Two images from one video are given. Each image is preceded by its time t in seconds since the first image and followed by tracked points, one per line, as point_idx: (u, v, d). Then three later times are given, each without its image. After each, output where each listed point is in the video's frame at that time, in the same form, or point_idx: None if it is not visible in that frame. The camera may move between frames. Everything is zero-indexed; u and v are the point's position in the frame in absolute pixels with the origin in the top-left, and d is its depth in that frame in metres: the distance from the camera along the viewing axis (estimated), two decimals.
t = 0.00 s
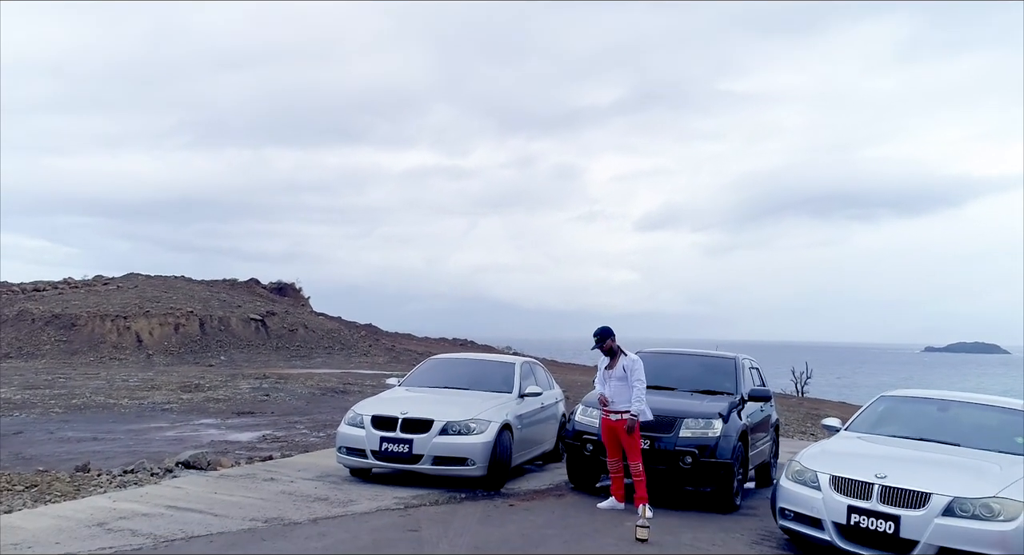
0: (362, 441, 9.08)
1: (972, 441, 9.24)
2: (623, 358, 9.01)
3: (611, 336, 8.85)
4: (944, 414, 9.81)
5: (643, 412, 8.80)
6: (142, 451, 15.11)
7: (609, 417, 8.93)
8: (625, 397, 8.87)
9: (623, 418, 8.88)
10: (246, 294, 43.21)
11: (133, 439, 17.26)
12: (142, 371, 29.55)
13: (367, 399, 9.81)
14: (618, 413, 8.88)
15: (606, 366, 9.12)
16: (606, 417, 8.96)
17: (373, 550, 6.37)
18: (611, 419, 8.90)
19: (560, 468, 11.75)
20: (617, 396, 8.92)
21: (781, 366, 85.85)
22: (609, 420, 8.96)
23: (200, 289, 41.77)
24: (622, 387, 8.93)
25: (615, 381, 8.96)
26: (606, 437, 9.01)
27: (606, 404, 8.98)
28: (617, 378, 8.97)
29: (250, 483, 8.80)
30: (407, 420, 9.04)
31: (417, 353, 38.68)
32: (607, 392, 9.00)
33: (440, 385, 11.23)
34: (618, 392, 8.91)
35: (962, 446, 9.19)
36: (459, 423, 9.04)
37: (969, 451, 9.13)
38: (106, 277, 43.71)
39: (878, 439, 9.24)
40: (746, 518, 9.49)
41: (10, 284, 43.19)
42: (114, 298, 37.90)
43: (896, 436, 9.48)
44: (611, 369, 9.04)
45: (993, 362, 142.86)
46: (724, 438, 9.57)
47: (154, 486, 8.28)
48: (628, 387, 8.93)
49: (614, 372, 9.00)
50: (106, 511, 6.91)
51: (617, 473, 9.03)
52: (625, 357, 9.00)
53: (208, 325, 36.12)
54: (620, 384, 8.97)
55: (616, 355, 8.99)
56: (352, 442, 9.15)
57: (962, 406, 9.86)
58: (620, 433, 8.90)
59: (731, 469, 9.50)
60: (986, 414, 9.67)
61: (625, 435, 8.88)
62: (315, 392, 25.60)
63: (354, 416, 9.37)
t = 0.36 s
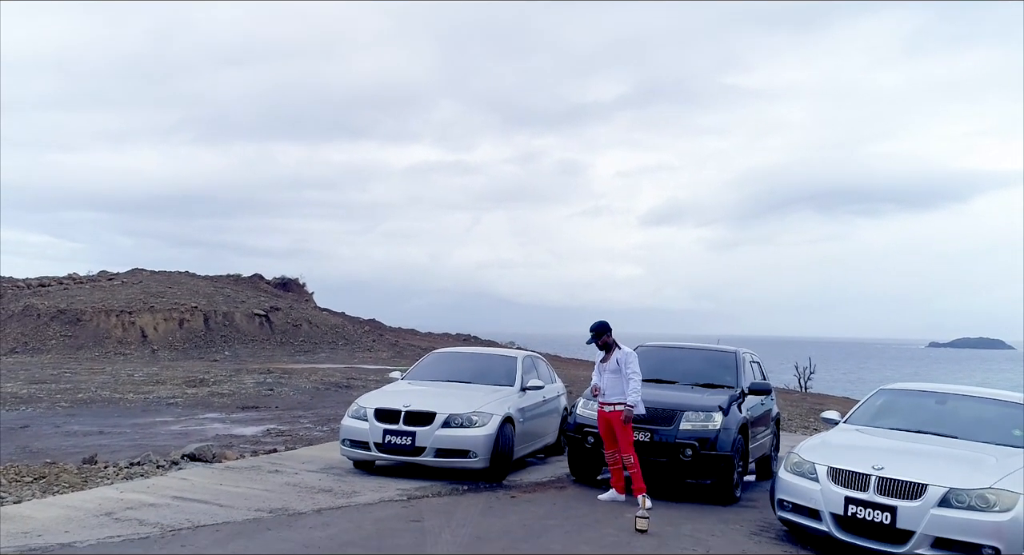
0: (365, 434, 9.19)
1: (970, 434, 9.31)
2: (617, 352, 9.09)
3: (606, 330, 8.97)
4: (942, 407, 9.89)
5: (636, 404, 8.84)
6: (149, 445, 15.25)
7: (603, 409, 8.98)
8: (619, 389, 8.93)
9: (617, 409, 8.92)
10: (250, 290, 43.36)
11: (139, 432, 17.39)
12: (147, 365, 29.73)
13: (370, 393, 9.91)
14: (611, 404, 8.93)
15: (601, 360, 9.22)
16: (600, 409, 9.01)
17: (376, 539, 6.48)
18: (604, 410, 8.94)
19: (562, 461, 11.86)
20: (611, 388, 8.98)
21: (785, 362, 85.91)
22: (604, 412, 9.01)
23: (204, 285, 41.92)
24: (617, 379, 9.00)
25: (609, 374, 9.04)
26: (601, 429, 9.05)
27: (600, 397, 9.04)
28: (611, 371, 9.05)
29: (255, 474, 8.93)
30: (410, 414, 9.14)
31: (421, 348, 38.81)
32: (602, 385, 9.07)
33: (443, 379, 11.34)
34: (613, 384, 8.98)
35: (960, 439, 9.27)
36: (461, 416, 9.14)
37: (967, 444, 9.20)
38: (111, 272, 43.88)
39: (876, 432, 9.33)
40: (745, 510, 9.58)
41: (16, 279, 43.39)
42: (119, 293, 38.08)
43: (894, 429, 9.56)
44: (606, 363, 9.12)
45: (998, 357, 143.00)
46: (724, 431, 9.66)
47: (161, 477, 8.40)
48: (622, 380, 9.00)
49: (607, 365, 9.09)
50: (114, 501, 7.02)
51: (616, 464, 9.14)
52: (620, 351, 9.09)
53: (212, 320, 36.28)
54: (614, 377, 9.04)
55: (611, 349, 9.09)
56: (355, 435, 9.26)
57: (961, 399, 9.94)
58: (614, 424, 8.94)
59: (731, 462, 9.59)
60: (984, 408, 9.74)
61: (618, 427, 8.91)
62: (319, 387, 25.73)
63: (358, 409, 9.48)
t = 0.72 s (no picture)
0: (362, 428, 9.18)
1: (969, 428, 9.28)
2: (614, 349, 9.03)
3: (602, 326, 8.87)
4: (942, 400, 9.86)
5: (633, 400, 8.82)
6: (148, 440, 15.25)
7: (598, 404, 8.95)
8: (616, 385, 8.90)
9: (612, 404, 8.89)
10: (252, 286, 43.39)
11: (140, 428, 17.42)
12: (149, 361, 29.77)
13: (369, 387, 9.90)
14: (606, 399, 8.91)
15: (597, 356, 9.16)
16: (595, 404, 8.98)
17: (369, 533, 6.47)
18: (599, 405, 8.92)
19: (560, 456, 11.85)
20: (608, 385, 8.94)
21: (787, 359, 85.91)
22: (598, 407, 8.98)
23: (207, 281, 41.96)
24: (613, 375, 8.97)
25: (605, 370, 9.00)
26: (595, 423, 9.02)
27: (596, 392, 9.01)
28: (607, 367, 9.01)
29: (252, 469, 8.92)
30: (407, 408, 9.13)
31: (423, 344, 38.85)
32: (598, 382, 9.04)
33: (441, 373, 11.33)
34: (609, 381, 8.94)
35: (959, 433, 9.24)
36: (459, 411, 9.12)
37: (965, 438, 9.18)
38: (114, 269, 43.92)
39: (874, 426, 9.31)
40: (743, 504, 9.57)
41: (18, 275, 43.47)
42: (121, 289, 38.13)
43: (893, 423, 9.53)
44: (602, 359, 9.06)
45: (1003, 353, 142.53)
46: (722, 425, 9.63)
47: (158, 472, 8.40)
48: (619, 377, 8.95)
49: (604, 361, 9.03)
50: (108, 495, 7.02)
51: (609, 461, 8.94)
52: (616, 347, 9.02)
53: (214, 316, 36.32)
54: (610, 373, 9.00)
55: (607, 346, 9.03)
56: (352, 430, 9.25)
57: (960, 393, 9.90)
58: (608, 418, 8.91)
59: (729, 456, 9.57)
60: (984, 401, 9.70)
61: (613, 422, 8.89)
62: (321, 382, 25.74)
63: (355, 403, 9.46)
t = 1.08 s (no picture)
0: (360, 423, 9.12)
1: (973, 423, 9.18)
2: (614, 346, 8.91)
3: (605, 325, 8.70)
4: (946, 395, 9.76)
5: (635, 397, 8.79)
6: (150, 436, 15.23)
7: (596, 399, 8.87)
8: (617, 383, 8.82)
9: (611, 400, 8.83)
10: (257, 283, 43.40)
11: (142, 423, 17.41)
12: (154, 358, 29.80)
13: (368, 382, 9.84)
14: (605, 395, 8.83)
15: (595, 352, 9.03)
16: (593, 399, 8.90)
17: (364, 527, 6.42)
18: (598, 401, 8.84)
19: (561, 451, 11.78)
20: (608, 382, 8.85)
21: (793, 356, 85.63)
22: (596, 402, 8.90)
23: (212, 278, 41.99)
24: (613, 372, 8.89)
25: (605, 367, 8.90)
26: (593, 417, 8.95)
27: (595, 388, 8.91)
28: (607, 364, 8.91)
29: (249, 463, 8.87)
30: (405, 402, 9.07)
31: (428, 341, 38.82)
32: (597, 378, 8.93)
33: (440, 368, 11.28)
34: (609, 378, 8.84)
35: (962, 428, 9.14)
36: (457, 405, 9.06)
37: (969, 433, 9.08)
38: (119, 266, 43.94)
39: (877, 420, 9.21)
40: (744, 500, 9.49)
41: (24, 273, 43.57)
42: (126, 286, 38.19)
43: (896, 418, 9.44)
44: (601, 355, 8.94)
45: (1010, 350, 142.02)
46: (723, 420, 9.55)
47: (155, 466, 8.35)
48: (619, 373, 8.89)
49: (604, 358, 8.92)
50: (103, 489, 6.97)
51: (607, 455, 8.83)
52: (616, 344, 8.91)
53: (219, 312, 36.35)
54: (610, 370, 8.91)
55: (607, 343, 8.89)
56: (350, 424, 9.20)
57: (964, 388, 9.80)
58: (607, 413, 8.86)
59: (730, 452, 9.49)
60: (989, 396, 9.60)
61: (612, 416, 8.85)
62: (324, 379, 25.69)
63: (353, 398, 9.41)
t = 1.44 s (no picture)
0: (353, 420, 9.02)
1: (974, 420, 9.05)
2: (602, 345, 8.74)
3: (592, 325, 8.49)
4: (947, 392, 9.62)
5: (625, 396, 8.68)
6: (146, 434, 15.14)
7: (586, 399, 8.75)
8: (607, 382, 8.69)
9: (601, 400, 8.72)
10: (258, 282, 43.32)
11: (140, 422, 17.33)
12: (154, 356, 29.72)
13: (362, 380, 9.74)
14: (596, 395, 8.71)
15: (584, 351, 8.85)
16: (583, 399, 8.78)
17: (353, 525, 6.32)
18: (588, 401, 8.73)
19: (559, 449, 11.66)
20: (598, 382, 8.71)
21: (796, 355, 85.36)
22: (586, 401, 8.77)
23: (214, 277, 41.93)
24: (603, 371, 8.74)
25: (594, 366, 8.75)
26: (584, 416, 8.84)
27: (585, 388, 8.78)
28: (596, 363, 8.76)
29: (241, 461, 8.76)
30: (398, 399, 8.97)
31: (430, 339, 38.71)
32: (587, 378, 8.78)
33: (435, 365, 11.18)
34: (599, 378, 8.70)
35: (964, 425, 9.01)
36: (451, 402, 8.94)
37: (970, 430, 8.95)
38: (121, 265, 43.89)
39: (877, 417, 9.08)
40: (743, 498, 9.37)
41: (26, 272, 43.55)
42: (128, 285, 38.15)
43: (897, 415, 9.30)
44: (590, 354, 8.77)
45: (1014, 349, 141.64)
46: (721, 418, 9.43)
47: (145, 464, 8.25)
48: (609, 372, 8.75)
49: (593, 357, 8.75)
50: (89, 486, 6.87)
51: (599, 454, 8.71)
52: (605, 343, 8.73)
53: (220, 311, 36.29)
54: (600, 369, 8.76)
55: (596, 342, 8.71)
56: (343, 422, 9.10)
57: (965, 385, 9.66)
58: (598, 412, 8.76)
59: (728, 449, 9.37)
60: (990, 393, 9.47)
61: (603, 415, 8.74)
62: (324, 378, 25.57)
63: (346, 395, 9.31)
